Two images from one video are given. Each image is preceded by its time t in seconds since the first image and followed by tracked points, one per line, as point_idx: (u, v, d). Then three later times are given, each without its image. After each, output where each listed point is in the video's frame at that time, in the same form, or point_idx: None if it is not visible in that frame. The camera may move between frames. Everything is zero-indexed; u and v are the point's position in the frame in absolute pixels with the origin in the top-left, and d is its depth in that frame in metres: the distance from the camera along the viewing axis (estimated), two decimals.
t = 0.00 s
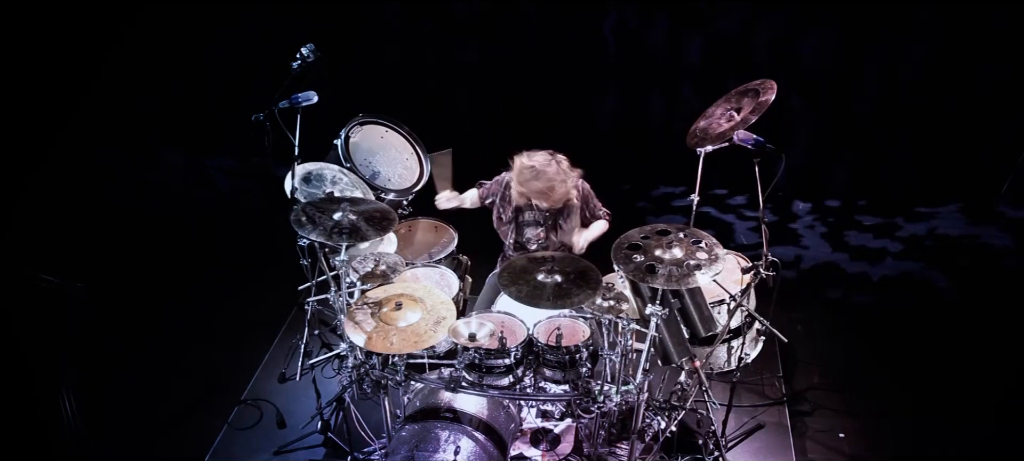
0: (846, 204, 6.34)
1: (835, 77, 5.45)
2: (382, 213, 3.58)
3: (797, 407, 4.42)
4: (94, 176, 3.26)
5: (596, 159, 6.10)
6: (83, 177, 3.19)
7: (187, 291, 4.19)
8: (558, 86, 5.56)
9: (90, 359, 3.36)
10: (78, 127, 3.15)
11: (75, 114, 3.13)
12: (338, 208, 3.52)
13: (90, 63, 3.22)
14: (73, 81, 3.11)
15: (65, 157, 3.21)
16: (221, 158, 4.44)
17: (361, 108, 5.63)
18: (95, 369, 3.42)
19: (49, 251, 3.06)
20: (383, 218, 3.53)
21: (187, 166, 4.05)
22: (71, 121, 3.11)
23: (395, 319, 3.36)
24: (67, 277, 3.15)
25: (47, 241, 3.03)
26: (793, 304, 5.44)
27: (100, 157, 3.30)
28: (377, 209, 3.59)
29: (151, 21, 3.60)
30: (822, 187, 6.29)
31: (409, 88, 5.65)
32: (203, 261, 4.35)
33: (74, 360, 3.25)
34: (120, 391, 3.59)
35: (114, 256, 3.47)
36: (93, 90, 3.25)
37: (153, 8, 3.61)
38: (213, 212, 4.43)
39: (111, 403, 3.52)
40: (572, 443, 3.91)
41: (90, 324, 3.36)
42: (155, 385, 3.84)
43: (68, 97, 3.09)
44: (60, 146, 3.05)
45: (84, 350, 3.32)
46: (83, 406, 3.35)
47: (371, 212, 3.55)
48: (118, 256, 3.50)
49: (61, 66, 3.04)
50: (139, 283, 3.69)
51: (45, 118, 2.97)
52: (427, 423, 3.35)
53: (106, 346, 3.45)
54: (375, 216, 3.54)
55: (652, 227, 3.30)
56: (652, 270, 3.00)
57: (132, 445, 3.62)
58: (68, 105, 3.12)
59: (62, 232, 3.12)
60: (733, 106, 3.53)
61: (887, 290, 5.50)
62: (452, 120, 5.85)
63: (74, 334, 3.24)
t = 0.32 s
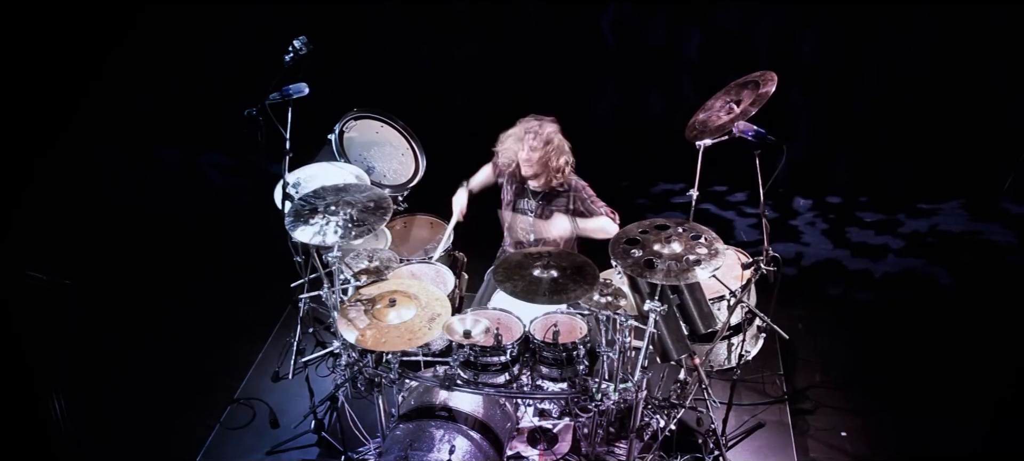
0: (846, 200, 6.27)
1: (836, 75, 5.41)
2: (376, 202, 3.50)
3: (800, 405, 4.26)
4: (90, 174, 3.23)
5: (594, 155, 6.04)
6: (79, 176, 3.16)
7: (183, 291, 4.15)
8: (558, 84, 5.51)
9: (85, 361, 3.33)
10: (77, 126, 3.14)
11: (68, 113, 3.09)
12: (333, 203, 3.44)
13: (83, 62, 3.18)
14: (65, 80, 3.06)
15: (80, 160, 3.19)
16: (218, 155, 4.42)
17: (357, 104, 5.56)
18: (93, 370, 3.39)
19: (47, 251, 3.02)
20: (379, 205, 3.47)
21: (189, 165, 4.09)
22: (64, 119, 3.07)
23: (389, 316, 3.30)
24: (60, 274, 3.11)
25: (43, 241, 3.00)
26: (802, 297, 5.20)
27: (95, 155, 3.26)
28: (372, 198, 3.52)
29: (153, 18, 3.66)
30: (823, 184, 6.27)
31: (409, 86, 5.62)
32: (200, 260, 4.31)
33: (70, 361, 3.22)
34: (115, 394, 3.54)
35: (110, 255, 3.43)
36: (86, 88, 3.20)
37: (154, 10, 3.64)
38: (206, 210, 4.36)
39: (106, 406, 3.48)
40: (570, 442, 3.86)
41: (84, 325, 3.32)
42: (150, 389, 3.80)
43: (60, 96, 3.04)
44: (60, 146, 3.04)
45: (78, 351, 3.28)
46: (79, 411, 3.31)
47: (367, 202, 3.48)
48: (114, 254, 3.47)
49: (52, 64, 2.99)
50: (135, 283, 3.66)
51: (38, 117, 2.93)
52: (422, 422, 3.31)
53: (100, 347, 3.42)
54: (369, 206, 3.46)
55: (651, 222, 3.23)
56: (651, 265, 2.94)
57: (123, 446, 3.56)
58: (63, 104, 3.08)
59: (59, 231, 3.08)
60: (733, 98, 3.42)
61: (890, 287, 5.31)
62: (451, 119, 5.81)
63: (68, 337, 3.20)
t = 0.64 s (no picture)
0: (848, 197, 6.28)
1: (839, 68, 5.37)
2: (367, 199, 3.44)
3: (801, 404, 4.19)
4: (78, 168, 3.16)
5: (592, 151, 5.96)
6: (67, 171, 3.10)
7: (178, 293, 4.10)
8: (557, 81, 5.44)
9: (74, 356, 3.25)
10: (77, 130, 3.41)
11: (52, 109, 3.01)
12: (323, 198, 3.37)
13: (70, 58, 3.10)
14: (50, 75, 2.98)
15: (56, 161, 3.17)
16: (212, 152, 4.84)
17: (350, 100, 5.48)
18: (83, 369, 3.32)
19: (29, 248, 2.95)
20: (370, 202, 3.41)
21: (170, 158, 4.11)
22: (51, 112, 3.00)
23: (381, 312, 3.22)
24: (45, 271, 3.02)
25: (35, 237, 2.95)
26: (801, 292, 5.16)
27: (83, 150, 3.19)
28: (363, 196, 3.46)
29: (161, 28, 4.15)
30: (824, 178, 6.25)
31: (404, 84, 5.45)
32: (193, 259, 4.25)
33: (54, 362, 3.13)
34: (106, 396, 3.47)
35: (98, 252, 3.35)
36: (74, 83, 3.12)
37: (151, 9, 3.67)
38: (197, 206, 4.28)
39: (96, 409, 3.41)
40: (567, 441, 3.80)
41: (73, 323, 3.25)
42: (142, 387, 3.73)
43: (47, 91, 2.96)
44: (62, 148, 3.33)
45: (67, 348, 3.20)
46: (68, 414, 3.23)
47: (358, 200, 3.42)
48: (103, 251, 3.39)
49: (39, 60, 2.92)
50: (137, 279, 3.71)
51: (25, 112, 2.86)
52: (415, 420, 3.23)
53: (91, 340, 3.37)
54: (360, 202, 3.41)
55: (648, 215, 3.15)
56: (648, 259, 2.86)
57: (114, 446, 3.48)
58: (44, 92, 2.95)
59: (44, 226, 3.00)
60: (733, 89, 3.35)
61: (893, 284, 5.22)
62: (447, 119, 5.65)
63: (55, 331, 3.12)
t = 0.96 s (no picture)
0: (850, 192, 6.16)
1: (838, 63, 5.41)
2: (359, 189, 3.36)
3: (802, 401, 4.11)
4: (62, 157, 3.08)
5: (590, 145, 5.87)
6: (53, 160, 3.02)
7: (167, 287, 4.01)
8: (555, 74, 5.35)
9: (57, 350, 3.16)
10: (74, 128, 3.14)
11: (39, 95, 2.94)
12: (314, 188, 3.29)
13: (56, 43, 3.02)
14: (25, 57, 2.86)
15: (47, 151, 3.00)
16: (205, 148, 4.38)
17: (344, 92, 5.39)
18: (68, 364, 3.22)
19: (7, 236, 2.83)
20: (362, 191, 3.34)
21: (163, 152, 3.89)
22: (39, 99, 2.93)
23: (373, 306, 3.15)
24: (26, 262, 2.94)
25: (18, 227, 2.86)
26: (800, 291, 5.03)
27: (68, 138, 3.11)
28: (354, 184, 3.39)
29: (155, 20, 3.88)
30: (825, 174, 6.13)
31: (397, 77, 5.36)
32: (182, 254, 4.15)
33: (38, 356, 3.04)
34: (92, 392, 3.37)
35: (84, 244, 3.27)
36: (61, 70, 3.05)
37: (154, 7, 3.70)
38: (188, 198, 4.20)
39: (81, 406, 3.30)
40: (564, 439, 3.72)
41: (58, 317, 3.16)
42: (131, 380, 3.65)
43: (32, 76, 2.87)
44: (60, 146, 3.07)
45: (50, 343, 3.11)
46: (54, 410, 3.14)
47: (349, 188, 3.34)
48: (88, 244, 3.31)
49: (23, 43, 2.83)
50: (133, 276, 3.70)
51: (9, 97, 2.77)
52: (409, 418, 3.15)
53: (75, 333, 3.26)
54: (352, 192, 3.33)
55: (647, 206, 3.06)
56: (647, 251, 2.78)
57: (102, 441, 3.41)
58: (29, 76, 2.88)
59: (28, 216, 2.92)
60: (734, 78, 3.25)
61: (897, 279, 5.14)
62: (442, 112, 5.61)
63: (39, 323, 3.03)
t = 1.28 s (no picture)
0: (855, 187, 6.05)
1: (842, 56, 5.32)
2: (352, 179, 3.28)
3: (807, 398, 4.02)
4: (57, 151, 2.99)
5: (589, 140, 5.78)
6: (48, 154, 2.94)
7: (157, 282, 3.93)
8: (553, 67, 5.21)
9: (55, 349, 3.10)
10: (73, 127, 3.10)
11: (38, 96, 2.89)
12: (305, 178, 3.21)
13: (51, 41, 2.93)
14: (19, 46, 2.80)
15: (46, 153, 2.95)
16: (198, 141, 4.26)
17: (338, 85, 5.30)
18: (62, 363, 3.14)
19: (7, 236, 2.79)
20: (355, 182, 3.26)
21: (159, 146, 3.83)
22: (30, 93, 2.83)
23: (367, 299, 3.06)
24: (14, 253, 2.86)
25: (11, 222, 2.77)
26: (807, 285, 4.96)
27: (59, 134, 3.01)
28: (347, 175, 3.31)
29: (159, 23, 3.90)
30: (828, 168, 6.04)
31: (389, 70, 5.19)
32: (174, 253, 4.07)
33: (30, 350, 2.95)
34: (86, 392, 3.28)
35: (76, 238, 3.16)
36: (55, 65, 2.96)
37: (153, 8, 3.70)
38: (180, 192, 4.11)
39: (78, 406, 3.23)
40: (564, 437, 3.63)
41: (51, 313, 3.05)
42: (123, 378, 3.57)
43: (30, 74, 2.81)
44: (58, 145, 3.02)
45: (46, 339, 3.03)
46: (47, 410, 3.05)
47: (342, 179, 3.26)
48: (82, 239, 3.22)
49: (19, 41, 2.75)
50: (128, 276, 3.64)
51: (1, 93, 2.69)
52: (403, 414, 3.08)
53: (72, 332, 3.20)
54: (345, 183, 3.24)
55: (648, 196, 2.97)
56: (649, 242, 2.69)
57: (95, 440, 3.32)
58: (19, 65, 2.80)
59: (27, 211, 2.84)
60: (739, 65, 3.13)
61: (902, 275, 5.05)
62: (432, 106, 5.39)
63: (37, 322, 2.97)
